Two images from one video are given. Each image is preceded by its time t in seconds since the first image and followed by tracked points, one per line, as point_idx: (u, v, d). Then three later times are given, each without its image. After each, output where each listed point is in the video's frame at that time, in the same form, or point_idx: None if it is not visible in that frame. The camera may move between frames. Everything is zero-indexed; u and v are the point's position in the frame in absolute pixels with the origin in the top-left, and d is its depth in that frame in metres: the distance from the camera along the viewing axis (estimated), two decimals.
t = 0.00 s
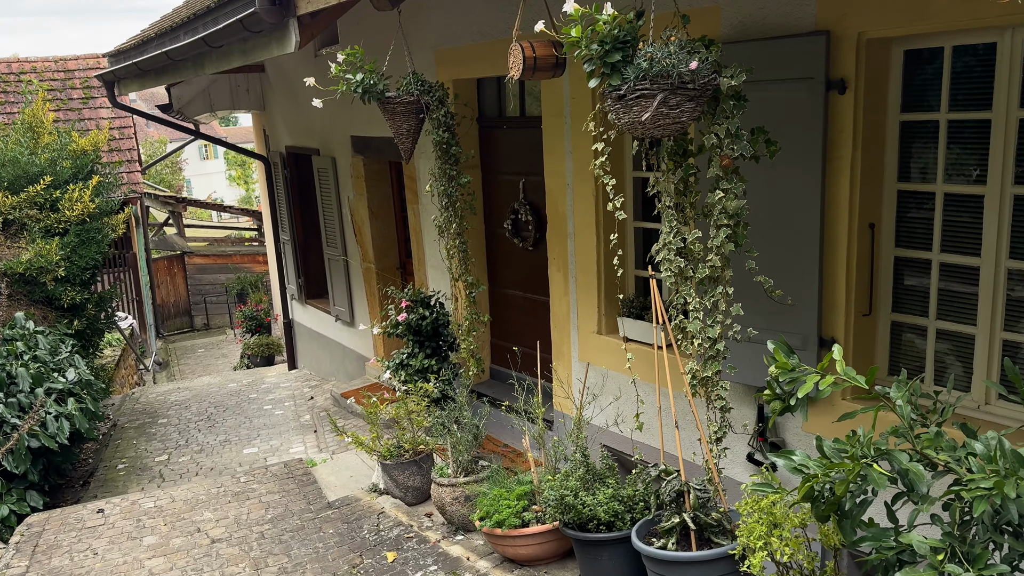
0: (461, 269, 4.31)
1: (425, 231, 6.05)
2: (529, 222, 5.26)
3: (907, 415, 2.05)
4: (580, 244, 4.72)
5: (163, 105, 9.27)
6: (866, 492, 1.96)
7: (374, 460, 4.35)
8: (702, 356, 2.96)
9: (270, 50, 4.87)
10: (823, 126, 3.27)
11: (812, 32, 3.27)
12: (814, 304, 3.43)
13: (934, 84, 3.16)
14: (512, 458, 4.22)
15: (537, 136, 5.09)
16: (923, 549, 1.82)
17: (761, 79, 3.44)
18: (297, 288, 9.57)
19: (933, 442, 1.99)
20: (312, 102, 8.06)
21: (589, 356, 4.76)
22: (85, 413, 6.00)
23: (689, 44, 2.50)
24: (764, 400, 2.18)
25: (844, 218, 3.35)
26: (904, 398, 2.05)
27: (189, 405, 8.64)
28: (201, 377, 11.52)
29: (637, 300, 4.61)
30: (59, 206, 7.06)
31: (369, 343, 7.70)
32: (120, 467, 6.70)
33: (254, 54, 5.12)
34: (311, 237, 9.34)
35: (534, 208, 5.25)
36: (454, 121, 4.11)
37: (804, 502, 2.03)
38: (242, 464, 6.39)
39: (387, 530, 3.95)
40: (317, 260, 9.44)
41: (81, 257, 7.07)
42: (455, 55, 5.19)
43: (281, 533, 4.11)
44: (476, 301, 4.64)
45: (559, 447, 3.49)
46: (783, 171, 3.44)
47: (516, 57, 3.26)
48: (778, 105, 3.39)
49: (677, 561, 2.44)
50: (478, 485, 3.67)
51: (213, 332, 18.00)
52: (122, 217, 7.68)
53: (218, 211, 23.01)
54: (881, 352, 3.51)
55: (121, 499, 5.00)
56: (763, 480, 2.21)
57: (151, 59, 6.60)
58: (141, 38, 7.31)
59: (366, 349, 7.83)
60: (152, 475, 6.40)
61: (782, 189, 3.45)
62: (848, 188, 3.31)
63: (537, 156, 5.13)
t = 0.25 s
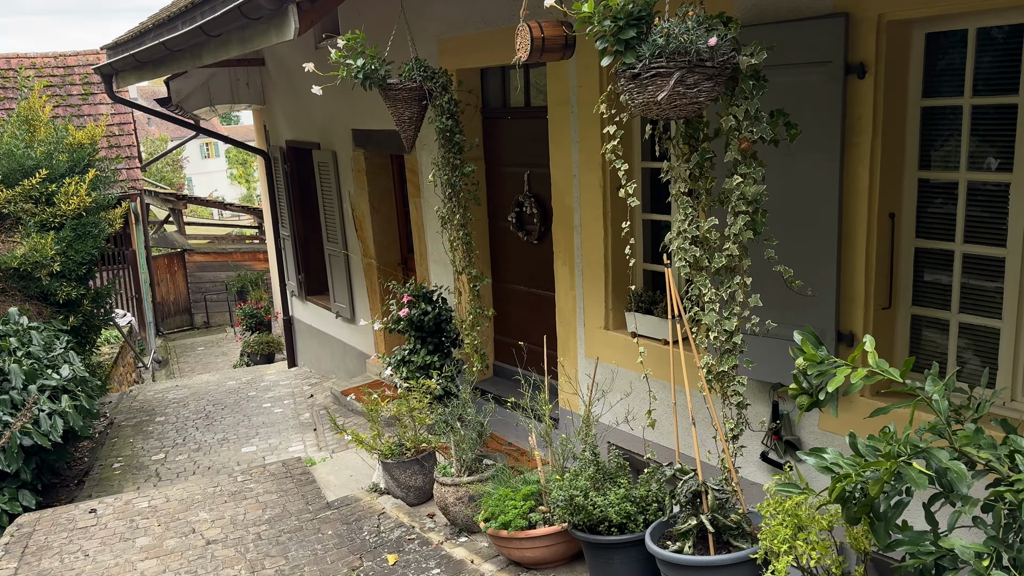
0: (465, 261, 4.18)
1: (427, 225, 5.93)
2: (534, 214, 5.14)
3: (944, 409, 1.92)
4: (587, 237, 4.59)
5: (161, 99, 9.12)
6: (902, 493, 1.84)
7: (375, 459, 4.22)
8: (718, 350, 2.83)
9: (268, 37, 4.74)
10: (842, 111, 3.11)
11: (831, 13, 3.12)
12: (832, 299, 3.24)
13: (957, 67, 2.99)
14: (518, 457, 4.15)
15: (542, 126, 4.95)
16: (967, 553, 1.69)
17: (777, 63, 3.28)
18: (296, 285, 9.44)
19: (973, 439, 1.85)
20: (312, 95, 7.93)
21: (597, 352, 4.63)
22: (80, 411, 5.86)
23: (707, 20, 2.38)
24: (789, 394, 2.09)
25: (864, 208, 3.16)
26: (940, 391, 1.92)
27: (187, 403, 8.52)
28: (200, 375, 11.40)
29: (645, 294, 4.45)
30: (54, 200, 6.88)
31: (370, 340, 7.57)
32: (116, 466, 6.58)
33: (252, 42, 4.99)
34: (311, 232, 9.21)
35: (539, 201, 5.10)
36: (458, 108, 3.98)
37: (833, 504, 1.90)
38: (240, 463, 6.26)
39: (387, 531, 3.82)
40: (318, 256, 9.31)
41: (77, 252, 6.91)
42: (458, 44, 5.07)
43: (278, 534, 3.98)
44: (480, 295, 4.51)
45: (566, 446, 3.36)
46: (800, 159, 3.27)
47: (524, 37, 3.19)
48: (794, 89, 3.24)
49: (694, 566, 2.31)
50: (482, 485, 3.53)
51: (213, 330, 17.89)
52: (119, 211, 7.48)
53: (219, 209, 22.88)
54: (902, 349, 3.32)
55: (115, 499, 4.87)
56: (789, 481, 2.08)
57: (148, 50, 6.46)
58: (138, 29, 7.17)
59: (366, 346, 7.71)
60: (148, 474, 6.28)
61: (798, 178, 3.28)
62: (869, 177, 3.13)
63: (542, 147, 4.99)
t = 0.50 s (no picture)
0: (470, 256, 4.06)
1: (431, 222, 5.82)
2: (541, 210, 5.02)
3: (991, 409, 1.78)
4: (595, 232, 4.46)
5: (161, 95, 9.00)
6: (946, 499, 1.71)
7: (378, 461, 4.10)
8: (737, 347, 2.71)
9: (269, 27, 4.62)
10: (863, 98, 2.97)
11: None
12: (851, 295, 3.09)
13: (983, 52, 2.84)
14: (525, 459, 4.16)
15: (550, 119, 4.84)
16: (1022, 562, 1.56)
17: (798, 49, 3.15)
18: (298, 283, 9.32)
19: (1022, 441, 1.73)
20: (314, 91, 7.81)
21: (606, 350, 4.51)
22: (77, 410, 5.73)
23: None
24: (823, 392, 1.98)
25: (887, 199, 3.01)
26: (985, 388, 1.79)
27: (187, 403, 8.40)
28: (201, 375, 11.29)
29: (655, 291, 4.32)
30: (52, 196, 6.75)
31: (372, 339, 7.46)
32: (114, 467, 6.45)
33: (252, 33, 4.87)
34: (313, 230, 9.10)
35: (547, 195, 4.98)
36: (464, 97, 3.86)
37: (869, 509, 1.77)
38: (240, 464, 6.14)
39: (391, 534, 3.70)
40: (319, 255, 9.19)
41: (75, 249, 6.78)
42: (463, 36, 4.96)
43: (278, 538, 3.86)
44: (486, 290, 4.39)
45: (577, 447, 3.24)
46: (819, 149, 3.13)
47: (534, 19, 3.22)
48: (815, 76, 3.10)
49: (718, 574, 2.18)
50: (488, 488, 3.40)
51: (214, 330, 17.79)
52: (118, 209, 7.34)
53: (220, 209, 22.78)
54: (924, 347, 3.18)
55: (112, 501, 4.74)
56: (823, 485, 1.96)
57: (147, 43, 6.34)
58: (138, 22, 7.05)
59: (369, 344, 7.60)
60: (147, 475, 6.16)
61: (817, 169, 3.14)
62: (892, 166, 2.98)
63: (550, 140, 4.87)
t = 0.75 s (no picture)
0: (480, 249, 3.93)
1: (439, 216, 5.70)
2: (553, 203, 4.89)
3: None
4: (609, 224, 4.33)
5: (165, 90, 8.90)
6: (1007, 498, 1.58)
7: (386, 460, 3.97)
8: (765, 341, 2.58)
9: (273, 14, 4.50)
10: (895, 82, 2.81)
11: None
12: (881, 287, 2.95)
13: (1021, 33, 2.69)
14: (536, 459, 4.09)
15: (562, 110, 4.71)
16: None
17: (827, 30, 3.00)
18: (302, 281, 9.20)
19: None
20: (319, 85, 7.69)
21: (620, 346, 4.39)
22: (78, 408, 5.61)
23: None
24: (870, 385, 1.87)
25: (919, 184, 2.85)
26: None
27: (190, 401, 8.28)
28: (205, 374, 11.18)
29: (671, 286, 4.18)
30: (53, 190, 6.64)
31: (378, 336, 7.34)
32: (116, 465, 6.34)
33: (257, 21, 4.75)
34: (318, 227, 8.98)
35: (558, 189, 4.86)
36: (475, 83, 3.73)
37: (921, 511, 1.66)
38: (244, 463, 6.01)
39: (399, 536, 3.57)
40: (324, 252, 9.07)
41: (77, 244, 6.67)
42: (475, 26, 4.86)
43: (283, 539, 3.73)
44: (498, 284, 4.26)
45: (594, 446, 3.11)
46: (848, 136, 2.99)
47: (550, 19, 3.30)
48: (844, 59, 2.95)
49: None
50: (500, 488, 3.27)
51: (219, 328, 17.69)
52: (120, 204, 7.22)
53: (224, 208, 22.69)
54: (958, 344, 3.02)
55: (111, 500, 4.62)
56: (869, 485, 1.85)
57: (150, 34, 6.22)
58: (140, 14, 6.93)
59: (374, 342, 7.48)
60: (149, 474, 6.04)
61: (845, 156, 2.99)
62: (924, 153, 2.82)
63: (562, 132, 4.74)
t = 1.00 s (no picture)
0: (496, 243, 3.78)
1: (450, 212, 5.56)
2: (568, 197, 4.74)
3: None
4: (627, 219, 4.18)
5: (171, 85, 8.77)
6: None
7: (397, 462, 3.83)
8: (804, 338, 2.43)
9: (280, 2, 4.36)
10: (937, 64, 2.62)
11: None
12: (919, 283, 2.77)
13: None
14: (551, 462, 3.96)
15: (579, 101, 4.57)
16: None
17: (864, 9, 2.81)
18: (309, 279, 9.08)
19: None
20: (327, 79, 7.56)
21: (638, 346, 4.24)
22: (81, 408, 5.47)
23: None
24: (937, 385, 1.86)
25: (961, 171, 2.67)
26: None
27: (195, 401, 8.16)
28: (211, 373, 11.07)
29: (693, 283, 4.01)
30: (56, 186, 6.52)
31: (386, 336, 7.21)
32: (120, 466, 6.21)
33: (263, 10, 4.61)
34: (325, 225, 8.85)
35: (574, 183, 4.71)
36: (491, 70, 3.59)
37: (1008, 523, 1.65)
38: (250, 465, 5.88)
39: (411, 542, 3.43)
40: (331, 250, 8.93)
41: (80, 241, 6.55)
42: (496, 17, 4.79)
43: (290, 545, 3.58)
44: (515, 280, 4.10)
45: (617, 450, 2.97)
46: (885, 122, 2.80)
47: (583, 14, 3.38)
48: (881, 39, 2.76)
49: None
50: (519, 493, 3.12)
51: (225, 328, 17.59)
52: (125, 200, 7.10)
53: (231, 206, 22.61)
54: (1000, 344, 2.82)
55: (114, 503, 4.48)
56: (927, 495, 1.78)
57: (156, 26, 6.10)
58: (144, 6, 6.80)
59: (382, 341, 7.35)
60: (153, 476, 5.91)
61: (881, 143, 2.81)
62: (967, 140, 2.63)
63: (579, 124, 4.60)
